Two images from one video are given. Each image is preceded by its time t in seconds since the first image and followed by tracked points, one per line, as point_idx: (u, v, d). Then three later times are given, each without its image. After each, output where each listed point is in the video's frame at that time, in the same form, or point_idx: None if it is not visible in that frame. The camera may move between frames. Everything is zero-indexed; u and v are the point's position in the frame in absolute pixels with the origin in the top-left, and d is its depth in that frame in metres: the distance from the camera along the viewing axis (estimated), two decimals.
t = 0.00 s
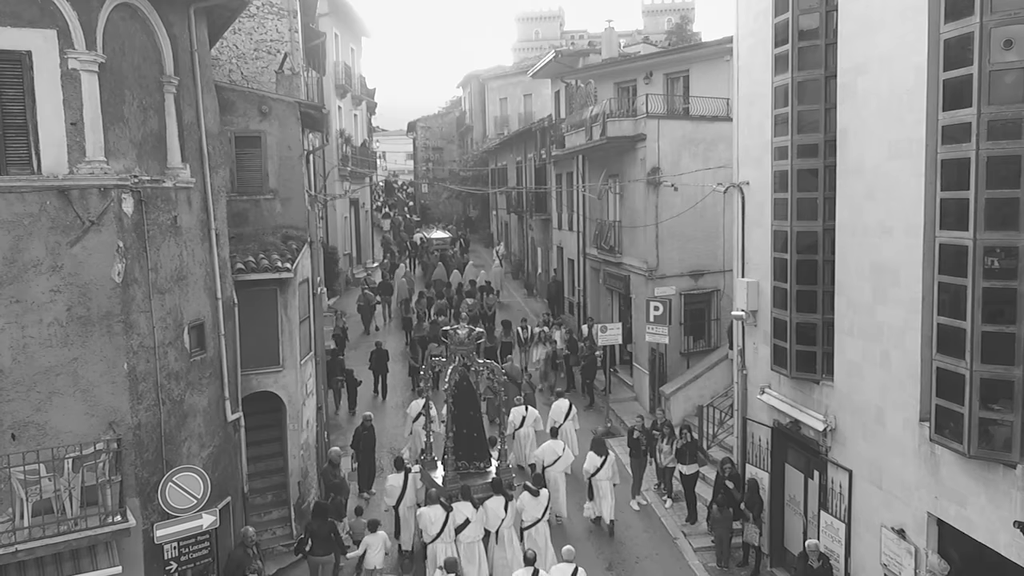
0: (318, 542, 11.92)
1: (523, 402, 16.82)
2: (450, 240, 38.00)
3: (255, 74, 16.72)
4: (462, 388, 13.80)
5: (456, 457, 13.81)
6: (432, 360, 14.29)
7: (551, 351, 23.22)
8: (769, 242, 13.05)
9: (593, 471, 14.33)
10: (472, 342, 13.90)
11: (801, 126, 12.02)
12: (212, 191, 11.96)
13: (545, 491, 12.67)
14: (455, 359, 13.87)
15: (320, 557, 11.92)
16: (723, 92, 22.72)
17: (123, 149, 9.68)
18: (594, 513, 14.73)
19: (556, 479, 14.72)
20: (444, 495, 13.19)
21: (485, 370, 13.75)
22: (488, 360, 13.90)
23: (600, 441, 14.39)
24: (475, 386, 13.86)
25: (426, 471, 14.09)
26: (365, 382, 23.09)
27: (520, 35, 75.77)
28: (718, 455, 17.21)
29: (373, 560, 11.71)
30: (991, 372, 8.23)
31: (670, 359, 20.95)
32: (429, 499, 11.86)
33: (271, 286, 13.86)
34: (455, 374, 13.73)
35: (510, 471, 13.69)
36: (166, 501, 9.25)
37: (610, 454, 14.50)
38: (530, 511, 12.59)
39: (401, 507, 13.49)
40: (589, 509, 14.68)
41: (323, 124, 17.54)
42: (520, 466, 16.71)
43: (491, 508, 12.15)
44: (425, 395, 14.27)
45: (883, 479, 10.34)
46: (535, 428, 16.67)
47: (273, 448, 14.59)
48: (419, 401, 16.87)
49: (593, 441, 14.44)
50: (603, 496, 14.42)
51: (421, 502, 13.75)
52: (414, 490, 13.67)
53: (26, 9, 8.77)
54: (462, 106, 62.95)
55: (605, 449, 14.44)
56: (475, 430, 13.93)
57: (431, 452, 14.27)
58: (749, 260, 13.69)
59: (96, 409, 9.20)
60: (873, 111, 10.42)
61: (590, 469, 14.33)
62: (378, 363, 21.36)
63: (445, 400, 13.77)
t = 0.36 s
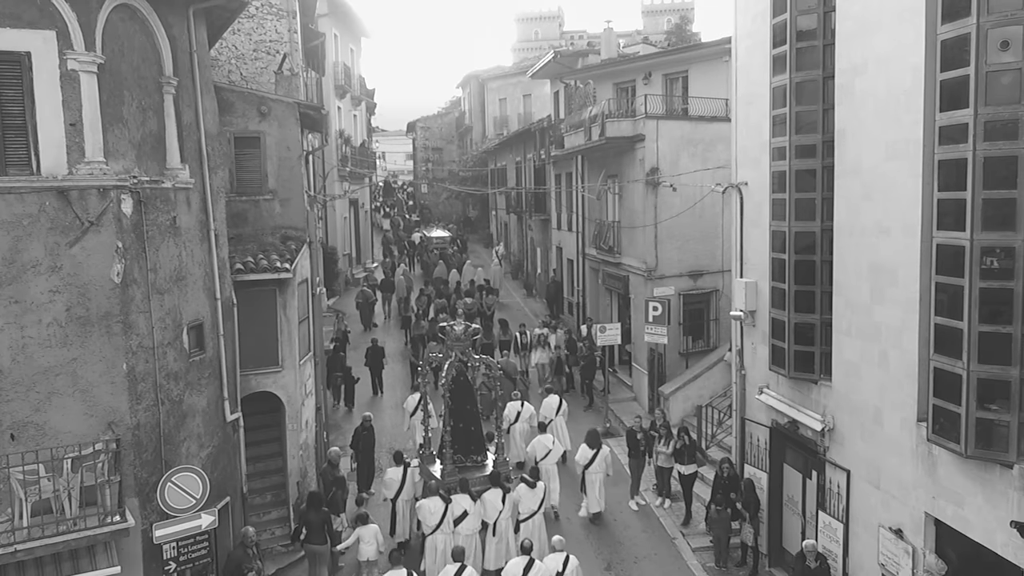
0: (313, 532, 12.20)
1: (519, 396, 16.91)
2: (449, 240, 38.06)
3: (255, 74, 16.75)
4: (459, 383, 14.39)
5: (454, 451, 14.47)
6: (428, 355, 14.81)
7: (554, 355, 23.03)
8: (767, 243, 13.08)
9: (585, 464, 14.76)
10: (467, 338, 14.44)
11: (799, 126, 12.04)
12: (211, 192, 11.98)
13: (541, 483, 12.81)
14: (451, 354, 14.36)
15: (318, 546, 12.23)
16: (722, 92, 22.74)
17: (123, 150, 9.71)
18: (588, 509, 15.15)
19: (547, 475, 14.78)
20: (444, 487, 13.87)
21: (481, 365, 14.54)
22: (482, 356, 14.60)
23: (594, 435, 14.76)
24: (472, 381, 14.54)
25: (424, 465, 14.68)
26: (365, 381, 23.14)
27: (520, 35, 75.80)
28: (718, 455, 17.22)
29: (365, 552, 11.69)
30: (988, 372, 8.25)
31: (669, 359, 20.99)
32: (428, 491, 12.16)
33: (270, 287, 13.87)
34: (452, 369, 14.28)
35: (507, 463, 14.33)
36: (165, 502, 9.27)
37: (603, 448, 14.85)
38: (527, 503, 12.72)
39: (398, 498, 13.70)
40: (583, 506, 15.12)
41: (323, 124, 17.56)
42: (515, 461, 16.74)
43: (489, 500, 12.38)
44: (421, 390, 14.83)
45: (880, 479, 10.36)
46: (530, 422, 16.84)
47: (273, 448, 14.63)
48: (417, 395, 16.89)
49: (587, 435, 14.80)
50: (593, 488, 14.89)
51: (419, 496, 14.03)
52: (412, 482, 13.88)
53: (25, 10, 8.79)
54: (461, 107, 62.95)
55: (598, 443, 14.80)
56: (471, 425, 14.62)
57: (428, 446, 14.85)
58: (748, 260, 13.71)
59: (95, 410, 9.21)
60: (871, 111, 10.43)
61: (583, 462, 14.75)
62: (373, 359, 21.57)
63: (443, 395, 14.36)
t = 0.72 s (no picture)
0: (312, 525, 12.35)
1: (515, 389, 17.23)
2: (449, 239, 38.11)
3: (254, 74, 16.76)
4: (460, 377, 14.55)
5: (454, 443, 14.48)
6: (430, 349, 14.89)
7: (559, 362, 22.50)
8: (765, 243, 13.09)
9: (582, 453, 15.16)
10: (469, 333, 14.55)
11: (797, 126, 12.04)
12: (209, 192, 11.99)
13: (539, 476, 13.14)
14: (453, 348, 14.50)
15: (319, 540, 12.35)
16: (721, 92, 22.75)
17: (121, 149, 9.71)
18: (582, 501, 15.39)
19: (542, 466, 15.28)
20: (442, 479, 13.84)
21: (482, 360, 14.57)
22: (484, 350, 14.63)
23: (593, 426, 15.15)
24: (473, 375, 14.65)
25: (424, 458, 14.64)
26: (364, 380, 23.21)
27: (520, 35, 75.83)
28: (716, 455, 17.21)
29: (363, 547, 12.11)
30: (984, 371, 8.26)
31: (667, 358, 21.09)
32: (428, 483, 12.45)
33: (269, 287, 13.87)
34: (454, 362, 14.43)
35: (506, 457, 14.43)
36: (163, 502, 9.28)
37: (601, 439, 15.23)
38: (526, 495, 13.07)
39: (399, 492, 13.82)
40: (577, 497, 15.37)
41: (321, 124, 17.58)
42: (511, 451, 16.72)
43: (488, 493, 12.81)
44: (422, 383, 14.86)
45: (878, 479, 10.37)
46: (525, 416, 17.08)
47: (272, 448, 14.68)
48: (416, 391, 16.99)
49: (587, 427, 15.18)
50: (589, 478, 15.20)
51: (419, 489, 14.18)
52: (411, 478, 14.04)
53: (24, 10, 8.79)
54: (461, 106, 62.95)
55: (596, 433, 15.20)
56: (472, 418, 14.64)
57: (428, 439, 14.86)
58: (746, 261, 13.72)
59: (93, 410, 9.22)
60: (869, 111, 10.43)
61: (579, 451, 15.17)
62: (372, 358, 21.60)
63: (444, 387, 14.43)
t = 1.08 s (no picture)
0: (314, 518, 12.35)
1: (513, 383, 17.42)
2: (448, 238, 38.14)
3: (253, 74, 16.76)
4: (455, 374, 14.67)
5: (451, 439, 14.80)
6: (425, 347, 15.05)
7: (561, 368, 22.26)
8: (763, 243, 13.10)
9: (579, 447, 15.53)
10: (464, 330, 14.69)
11: (795, 126, 12.04)
12: (207, 192, 11.99)
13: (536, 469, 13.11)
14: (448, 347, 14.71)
15: (319, 532, 12.38)
16: (720, 92, 22.75)
17: (119, 150, 9.72)
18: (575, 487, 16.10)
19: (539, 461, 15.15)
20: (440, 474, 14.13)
21: (479, 357, 14.67)
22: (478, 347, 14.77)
23: (588, 420, 15.42)
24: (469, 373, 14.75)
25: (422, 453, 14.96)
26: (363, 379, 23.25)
27: (520, 35, 75.85)
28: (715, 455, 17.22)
29: (362, 540, 12.27)
30: (981, 371, 8.27)
31: (667, 358, 21.16)
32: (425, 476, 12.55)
33: (268, 287, 13.88)
34: (449, 359, 14.64)
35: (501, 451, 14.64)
36: (161, 502, 9.29)
37: (596, 432, 15.54)
38: (523, 488, 13.06)
39: (399, 485, 13.80)
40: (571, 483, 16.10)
41: (320, 125, 17.59)
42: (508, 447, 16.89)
43: (484, 487, 12.89)
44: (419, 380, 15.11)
45: (876, 479, 10.38)
46: (525, 410, 17.05)
47: (270, 448, 14.71)
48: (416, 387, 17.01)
49: (582, 421, 15.45)
50: (587, 470, 15.65)
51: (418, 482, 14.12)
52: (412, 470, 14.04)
53: (21, 10, 8.79)
54: (461, 106, 62.96)
55: (592, 427, 15.51)
56: (468, 414, 14.91)
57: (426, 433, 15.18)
58: (744, 261, 13.73)
59: (91, 410, 9.22)
60: (867, 110, 10.43)
61: (576, 445, 15.54)
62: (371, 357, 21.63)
63: (440, 385, 14.63)
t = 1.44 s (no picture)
0: (315, 516, 12.83)
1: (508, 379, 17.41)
2: (448, 238, 38.16)
3: (252, 74, 16.78)
4: (452, 368, 14.85)
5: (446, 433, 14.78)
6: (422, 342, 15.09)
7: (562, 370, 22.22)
8: (762, 243, 13.10)
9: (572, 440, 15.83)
10: (461, 325, 14.76)
11: (794, 126, 12.05)
12: (206, 193, 11.99)
13: (529, 463, 13.01)
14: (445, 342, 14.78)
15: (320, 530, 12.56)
16: (719, 92, 22.76)
17: (117, 150, 9.73)
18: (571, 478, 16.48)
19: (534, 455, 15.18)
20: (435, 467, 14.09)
21: (475, 354, 14.78)
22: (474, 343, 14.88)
23: (578, 414, 15.86)
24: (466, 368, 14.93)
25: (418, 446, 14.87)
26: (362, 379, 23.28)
27: (520, 36, 75.87)
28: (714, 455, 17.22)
29: (356, 538, 12.19)
30: (980, 371, 8.27)
31: (666, 358, 21.18)
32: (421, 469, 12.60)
33: (267, 287, 13.89)
34: (446, 354, 14.76)
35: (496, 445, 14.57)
36: (160, 502, 9.28)
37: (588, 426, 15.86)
38: (516, 482, 12.91)
39: (394, 480, 13.87)
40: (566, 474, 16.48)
41: (320, 125, 17.61)
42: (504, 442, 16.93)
43: (478, 480, 12.95)
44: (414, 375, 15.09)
45: (874, 479, 10.38)
46: (519, 405, 17.18)
47: (269, 449, 14.73)
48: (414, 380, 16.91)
49: (573, 415, 15.84)
50: (580, 462, 16.02)
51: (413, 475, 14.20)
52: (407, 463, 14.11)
53: (20, 10, 8.80)
54: (461, 106, 62.97)
55: (582, 420, 15.88)
56: (462, 408, 14.94)
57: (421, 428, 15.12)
58: (743, 260, 13.73)
59: (89, 410, 9.23)
60: (865, 110, 10.44)
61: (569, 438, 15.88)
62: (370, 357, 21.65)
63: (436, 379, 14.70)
